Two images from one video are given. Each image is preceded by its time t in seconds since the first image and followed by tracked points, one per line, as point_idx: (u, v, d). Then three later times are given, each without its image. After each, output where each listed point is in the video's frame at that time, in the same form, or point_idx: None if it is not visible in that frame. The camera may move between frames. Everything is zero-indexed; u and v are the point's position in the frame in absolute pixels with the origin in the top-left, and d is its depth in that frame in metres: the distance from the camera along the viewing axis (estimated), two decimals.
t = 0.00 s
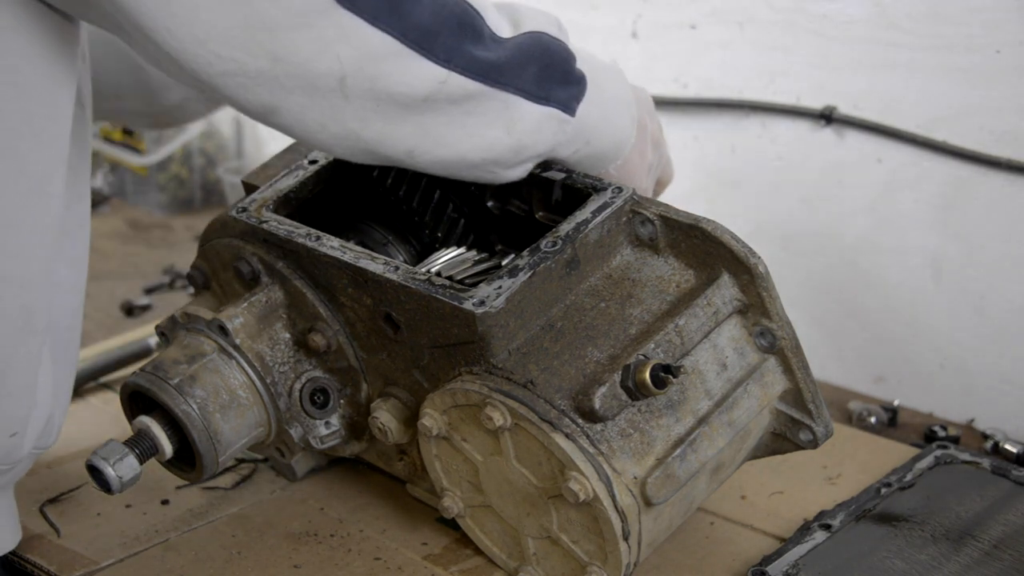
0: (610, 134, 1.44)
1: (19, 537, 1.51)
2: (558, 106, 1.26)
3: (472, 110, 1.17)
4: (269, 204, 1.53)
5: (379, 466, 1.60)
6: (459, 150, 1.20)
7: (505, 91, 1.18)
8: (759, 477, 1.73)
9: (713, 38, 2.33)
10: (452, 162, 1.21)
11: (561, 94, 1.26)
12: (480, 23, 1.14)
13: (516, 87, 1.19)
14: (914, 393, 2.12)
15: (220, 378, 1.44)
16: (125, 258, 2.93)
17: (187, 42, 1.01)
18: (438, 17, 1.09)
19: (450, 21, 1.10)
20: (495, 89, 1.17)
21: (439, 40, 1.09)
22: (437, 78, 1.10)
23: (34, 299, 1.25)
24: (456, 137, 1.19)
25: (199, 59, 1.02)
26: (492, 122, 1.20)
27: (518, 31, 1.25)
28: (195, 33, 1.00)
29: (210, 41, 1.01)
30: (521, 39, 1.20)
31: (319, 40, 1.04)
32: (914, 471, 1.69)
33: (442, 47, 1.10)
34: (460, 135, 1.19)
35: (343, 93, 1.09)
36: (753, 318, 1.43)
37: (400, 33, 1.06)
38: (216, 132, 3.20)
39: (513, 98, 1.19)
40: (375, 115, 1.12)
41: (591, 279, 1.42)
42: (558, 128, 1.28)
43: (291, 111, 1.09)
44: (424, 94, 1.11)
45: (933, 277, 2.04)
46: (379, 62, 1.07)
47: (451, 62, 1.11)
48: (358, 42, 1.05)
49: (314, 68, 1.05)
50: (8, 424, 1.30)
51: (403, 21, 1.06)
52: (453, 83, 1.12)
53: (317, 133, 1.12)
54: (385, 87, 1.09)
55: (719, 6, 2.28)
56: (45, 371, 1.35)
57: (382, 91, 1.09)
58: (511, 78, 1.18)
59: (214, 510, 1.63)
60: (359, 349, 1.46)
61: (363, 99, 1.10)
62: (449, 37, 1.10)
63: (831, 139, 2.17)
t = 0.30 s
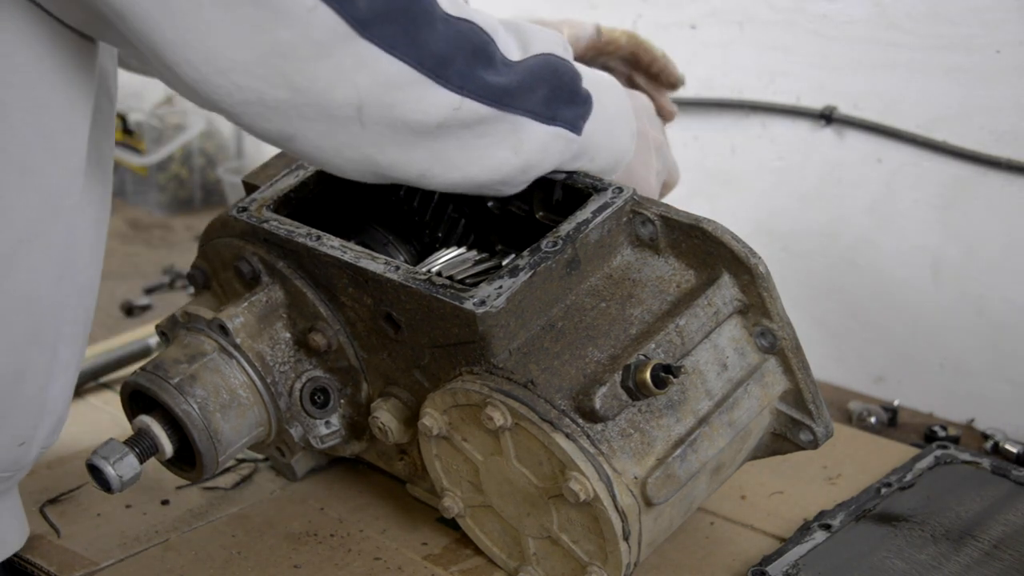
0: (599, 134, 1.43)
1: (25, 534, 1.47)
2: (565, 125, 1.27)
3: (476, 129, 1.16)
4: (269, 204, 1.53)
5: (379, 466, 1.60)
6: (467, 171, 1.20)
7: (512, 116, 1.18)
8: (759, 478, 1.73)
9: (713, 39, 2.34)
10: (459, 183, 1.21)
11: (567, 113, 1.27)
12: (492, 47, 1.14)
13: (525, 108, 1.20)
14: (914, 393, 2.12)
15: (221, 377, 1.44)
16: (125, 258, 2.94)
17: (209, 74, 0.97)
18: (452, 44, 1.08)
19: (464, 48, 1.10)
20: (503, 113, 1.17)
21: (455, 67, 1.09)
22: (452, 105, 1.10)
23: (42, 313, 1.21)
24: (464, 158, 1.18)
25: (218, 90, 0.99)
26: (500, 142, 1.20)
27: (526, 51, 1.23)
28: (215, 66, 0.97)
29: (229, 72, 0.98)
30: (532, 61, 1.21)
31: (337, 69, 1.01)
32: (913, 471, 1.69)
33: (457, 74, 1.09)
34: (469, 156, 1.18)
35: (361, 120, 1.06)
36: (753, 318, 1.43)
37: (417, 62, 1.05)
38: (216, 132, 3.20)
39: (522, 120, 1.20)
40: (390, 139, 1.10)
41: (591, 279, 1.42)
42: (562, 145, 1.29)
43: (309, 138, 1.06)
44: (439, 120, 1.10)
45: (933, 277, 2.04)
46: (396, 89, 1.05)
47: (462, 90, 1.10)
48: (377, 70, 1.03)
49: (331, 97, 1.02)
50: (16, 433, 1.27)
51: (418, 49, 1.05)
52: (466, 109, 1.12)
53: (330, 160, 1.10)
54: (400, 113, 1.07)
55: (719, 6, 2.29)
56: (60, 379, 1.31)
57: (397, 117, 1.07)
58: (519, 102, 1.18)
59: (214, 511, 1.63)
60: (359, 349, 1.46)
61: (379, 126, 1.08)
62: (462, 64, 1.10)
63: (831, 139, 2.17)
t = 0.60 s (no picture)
0: (590, 145, 1.42)
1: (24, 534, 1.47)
2: (561, 142, 1.27)
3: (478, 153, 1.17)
4: (269, 205, 1.53)
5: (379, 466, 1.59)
6: (463, 192, 1.19)
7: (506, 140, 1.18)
8: (759, 478, 1.73)
9: (713, 39, 2.34)
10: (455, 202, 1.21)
11: (561, 130, 1.27)
12: (490, 74, 1.13)
13: (521, 130, 1.19)
14: (914, 392, 2.13)
15: (220, 378, 1.44)
16: (126, 258, 2.95)
17: (208, 111, 0.97)
18: (451, 75, 1.08)
19: (462, 77, 1.09)
20: (500, 137, 1.17)
21: (453, 97, 1.09)
22: (450, 135, 1.10)
23: (36, 331, 1.21)
24: (461, 180, 1.18)
25: (216, 125, 0.99)
26: (496, 162, 1.19)
27: (522, 70, 1.21)
28: (214, 103, 0.97)
29: (228, 109, 0.98)
30: (528, 82, 1.20)
31: (338, 107, 1.01)
32: (914, 471, 1.69)
33: (455, 103, 1.09)
34: (466, 177, 1.18)
35: (358, 152, 1.06)
36: (753, 318, 1.43)
37: (415, 96, 1.05)
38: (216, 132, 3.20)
39: (518, 141, 1.20)
40: (386, 168, 1.11)
41: (591, 279, 1.42)
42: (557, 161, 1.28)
43: (309, 165, 1.06)
44: (436, 149, 1.10)
45: (934, 277, 2.04)
46: (395, 123, 1.05)
47: (461, 119, 1.10)
48: (377, 108, 1.03)
49: (331, 133, 1.03)
50: (6, 446, 1.27)
51: (417, 83, 1.05)
52: (464, 138, 1.12)
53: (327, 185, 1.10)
54: (397, 145, 1.07)
55: (719, 6, 2.29)
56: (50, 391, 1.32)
57: (394, 147, 1.07)
58: (514, 125, 1.18)
59: (214, 511, 1.63)
60: (359, 350, 1.46)
61: (376, 157, 1.08)
62: (461, 94, 1.10)
63: (831, 139, 2.17)
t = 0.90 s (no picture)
0: (590, 145, 1.42)
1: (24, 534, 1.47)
2: (560, 143, 1.27)
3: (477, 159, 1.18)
4: (269, 205, 1.54)
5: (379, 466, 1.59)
6: (463, 196, 1.20)
7: (506, 143, 1.19)
8: (759, 478, 1.73)
9: (713, 38, 2.34)
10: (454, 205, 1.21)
11: (560, 132, 1.27)
12: (489, 78, 1.14)
13: (519, 133, 1.20)
14: (914, 392, 2.13)
15: (220, 378, 1.44)
16: (126, 258, 2.95)
17: (208, 120, 0.97)
18: (450, 81, 1.08)
19: (461, 82, 1.10)
20: (499, 140, 1.17)
21: (452, 102, 1.09)
22: (449, 139, 1.10)
23: (36, 333, 1.21)
24: (461, 183, 1.18)
25: (216, 133, 0.99)
26: (495, 163, 1.19)
27: (520, 72, 1.21)
28: (215, 113, 0.96)
29: (228, 119, 0.98)
30: (527, 85, 1.20)
31: (336, 115, 1.01)
32: (913, 471, 1.69)
33: (454, 108, 1.09)
34: (465, 181, 1.18)
35: (358, 158, 1.07)
36: (753, 317, 1.43)
37: (414, 102, 1.05)
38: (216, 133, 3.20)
39: (517, 143, 1.20)
40: (385, 174, 1.11)
41: (591, 279, 1.42)
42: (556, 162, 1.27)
43: (312, 168, 1.07)
44: (436, 154, 1.10)
45: (934, 277, 2.04)
46: (395, 130, 1.05)
47: (460, 123, 1.11)
48: (376, 115, 1.03)
49: (330, 139, 1.03)
50: (6, 447, 1.27)
51: (416, 89, 1.05)
52: (463, 142, 1.12)
53: (327, 188, 1.11)
54: (394, 152, 1.08)
55: (719, 6, 2.29)
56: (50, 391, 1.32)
57: (392, 154, 1.08)
58: (513, 128, 1.19)
59: (214, 511, 1.63)
60: (359, 349, 1.46)
61: (375, 163, 1.08)
62: (460, 99, 1.10)
63: (831, 139, 2.17)
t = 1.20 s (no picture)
0: (590, 144, 1.43)
1: (25, 534, 1.47)
2: (561, 143, 1.27)
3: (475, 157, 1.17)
4: (269, 205, 1.54)
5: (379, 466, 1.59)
6: (463, 195, 1.20)
7: (506, 143, 1.19)
8: (759, 478, 1.73)
9: (713, 38, 2.34)
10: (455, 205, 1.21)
11: (560, 131, 1.27)
12: (488, 77, 1.14)
13: (519, 132, 1.20)
14: (914, 392, 2.13)
15: (220, 378, 1.44)
16: (126, 258, 2.95)
17: (208, 120, 0.97)
18: (449, 79, 1.08)
19: (461, 81, 1.10)
20: (499, 140, 1.17)
21: (451, 101, 1.09)
22: (449, 138, 1.10)
23: (36, 333, 1.21)
24: (461, 183, 1.18)
25: (216, 133, 0.98)
26: (495, 162, 1.19)
27: (520, 72, 1.21)
28: (214, 112, 0.96)
29: (228, 119, 0.98)
30: (527, 84, 1.20)
31: (335, 114, 1.01)
32: (913, 471, 1.69)
33: (453, 107, 1.09)
34: (465, 181, 1.19)
35: (357, 157, 1.07)
36: (753, 317, 1.43)
37: (413, 101, 1.05)
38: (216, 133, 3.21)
39: (517, 142, 1.20)
40: (385, 173, 1.11)
41: (591, 279, 1.42)
42: (555, 161, 1.27)
43: (312, 167, 1.06)
44: (436, 152, 1.10)
45: (934, 277, 2.04)
46: (394, 128, 1.05)
47: (460, 122, 1.11)
48: (375, 114, 1.03)
49: (329, 139, 1.03)
50: (7, 447, 1.27)
51: (415, 88, 1.05)
52: (463, 142, 1.12)
53: (327, 188, 1.11)
54: (393, 151, 1.08)
55: (719, 6, 2.29)
56: (50, 391, 1.32)
57: (392, 152, 1.07)
58: (512, 128, 1.19)
59: (214, 511, 1.63)
60: (359, 350, 1.46)
61: (374, 162, 1.08)
62: (459, 98, 1.10)
63: (831, 139, 2.17)
